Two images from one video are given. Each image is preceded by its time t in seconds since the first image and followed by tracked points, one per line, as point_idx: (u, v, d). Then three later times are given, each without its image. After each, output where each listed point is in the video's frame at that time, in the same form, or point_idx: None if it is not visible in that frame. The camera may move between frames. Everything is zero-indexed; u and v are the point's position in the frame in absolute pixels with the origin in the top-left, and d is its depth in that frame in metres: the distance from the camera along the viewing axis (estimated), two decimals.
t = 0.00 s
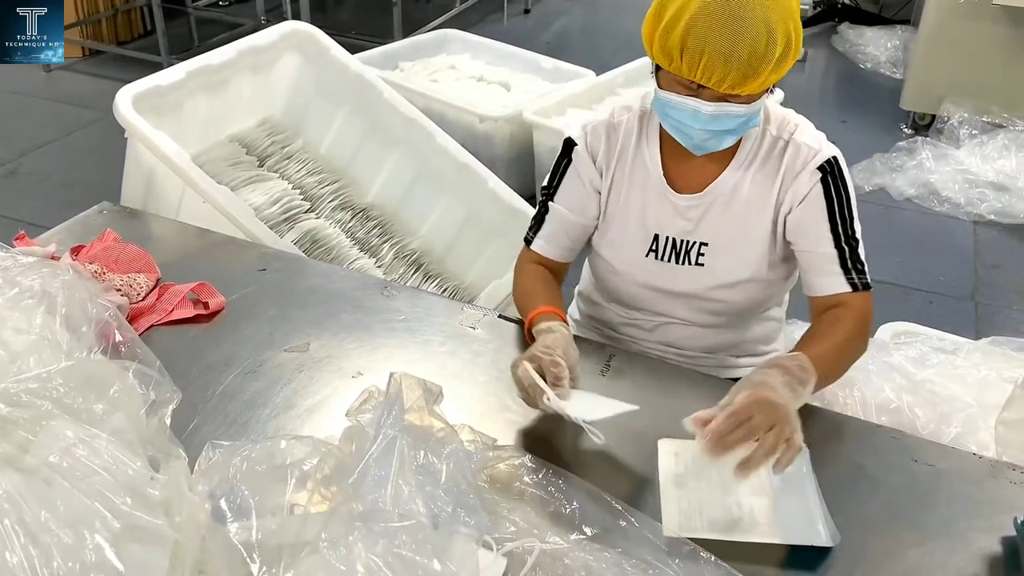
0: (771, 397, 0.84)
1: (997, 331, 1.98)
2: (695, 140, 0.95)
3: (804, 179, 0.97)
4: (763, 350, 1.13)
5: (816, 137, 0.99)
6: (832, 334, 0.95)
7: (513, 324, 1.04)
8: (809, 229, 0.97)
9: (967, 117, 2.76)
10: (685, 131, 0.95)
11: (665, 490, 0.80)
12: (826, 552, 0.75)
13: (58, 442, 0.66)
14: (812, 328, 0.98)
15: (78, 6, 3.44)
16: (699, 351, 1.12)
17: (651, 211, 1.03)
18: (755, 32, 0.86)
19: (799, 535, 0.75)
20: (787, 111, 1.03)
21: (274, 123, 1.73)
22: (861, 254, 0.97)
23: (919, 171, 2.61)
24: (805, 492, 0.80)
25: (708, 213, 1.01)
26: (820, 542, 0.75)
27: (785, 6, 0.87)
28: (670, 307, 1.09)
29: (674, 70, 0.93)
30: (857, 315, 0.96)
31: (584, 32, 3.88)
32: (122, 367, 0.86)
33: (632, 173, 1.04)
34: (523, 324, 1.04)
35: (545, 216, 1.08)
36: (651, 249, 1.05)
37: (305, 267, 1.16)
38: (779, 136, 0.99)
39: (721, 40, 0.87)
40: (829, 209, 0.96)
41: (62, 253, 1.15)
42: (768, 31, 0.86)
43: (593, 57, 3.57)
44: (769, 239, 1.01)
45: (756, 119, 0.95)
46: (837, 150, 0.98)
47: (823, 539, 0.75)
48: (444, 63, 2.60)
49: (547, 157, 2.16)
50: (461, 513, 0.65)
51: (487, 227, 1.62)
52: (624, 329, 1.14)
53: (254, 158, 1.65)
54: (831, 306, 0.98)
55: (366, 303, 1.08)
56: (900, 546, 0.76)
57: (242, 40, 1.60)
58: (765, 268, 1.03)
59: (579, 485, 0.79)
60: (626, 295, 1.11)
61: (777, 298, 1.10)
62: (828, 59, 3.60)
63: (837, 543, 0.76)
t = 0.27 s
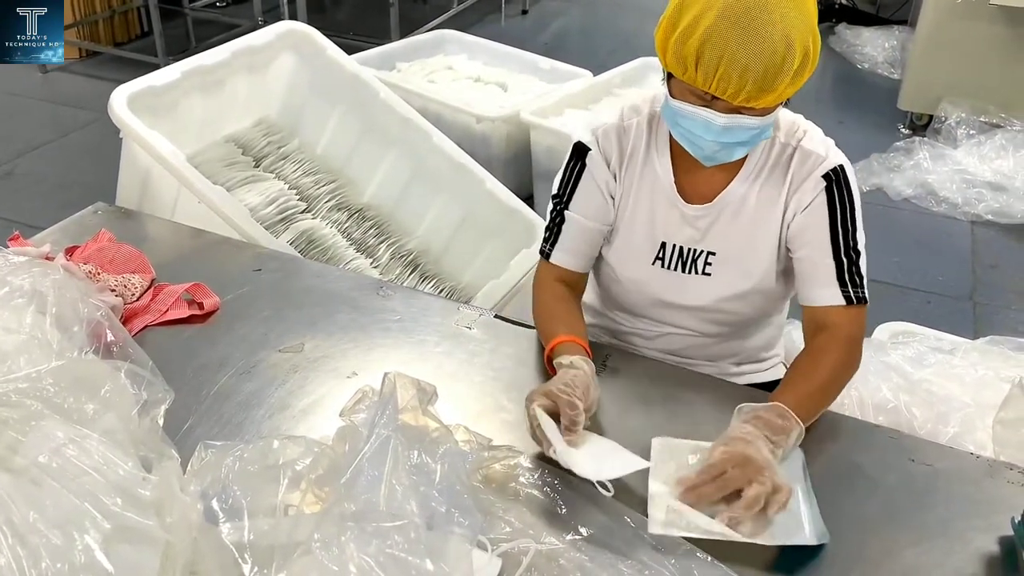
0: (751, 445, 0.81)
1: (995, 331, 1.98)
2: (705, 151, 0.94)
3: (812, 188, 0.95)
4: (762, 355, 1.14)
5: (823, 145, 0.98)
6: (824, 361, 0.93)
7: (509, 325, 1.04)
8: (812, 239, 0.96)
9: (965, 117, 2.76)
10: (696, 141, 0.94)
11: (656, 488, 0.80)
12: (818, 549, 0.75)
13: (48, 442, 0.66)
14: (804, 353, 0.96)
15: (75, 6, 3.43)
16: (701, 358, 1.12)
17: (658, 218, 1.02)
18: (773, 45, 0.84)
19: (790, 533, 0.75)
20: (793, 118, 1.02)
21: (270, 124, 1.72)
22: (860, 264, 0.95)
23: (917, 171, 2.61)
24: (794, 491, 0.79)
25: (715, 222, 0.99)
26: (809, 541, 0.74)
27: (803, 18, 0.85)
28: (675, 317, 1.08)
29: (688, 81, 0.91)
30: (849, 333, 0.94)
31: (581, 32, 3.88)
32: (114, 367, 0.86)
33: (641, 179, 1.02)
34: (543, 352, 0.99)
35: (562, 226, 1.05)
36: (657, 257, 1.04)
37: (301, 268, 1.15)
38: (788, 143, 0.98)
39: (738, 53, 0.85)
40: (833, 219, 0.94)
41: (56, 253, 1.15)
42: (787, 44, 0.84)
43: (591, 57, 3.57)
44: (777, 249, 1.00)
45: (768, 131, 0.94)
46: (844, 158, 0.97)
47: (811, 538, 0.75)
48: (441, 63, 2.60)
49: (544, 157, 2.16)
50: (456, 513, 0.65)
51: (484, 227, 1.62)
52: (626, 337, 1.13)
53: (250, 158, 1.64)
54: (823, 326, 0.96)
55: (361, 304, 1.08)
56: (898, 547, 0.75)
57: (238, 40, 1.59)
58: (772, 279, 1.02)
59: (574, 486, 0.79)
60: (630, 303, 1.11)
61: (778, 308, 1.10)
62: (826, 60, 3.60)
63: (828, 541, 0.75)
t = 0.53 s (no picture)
0: (745, 424, 0.83)
1: (993, 328, 1.98)
2: (704, 153, 0.94)
3: (812, 194, 0.95)
4: (761, 354, 1.13)
5: (826, 150, 0.98)
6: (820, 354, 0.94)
7: (505, 323, 1.04)
8: (812, 245, 0.96)
9: (963, 115, 2.76)
10: (695, 142, 0.94)
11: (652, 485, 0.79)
12: (814, 543, 0.75)
13: (39, 440, 0.65)
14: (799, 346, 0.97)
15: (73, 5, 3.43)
16: (697, 356, 1.12)
17: (657, 216, 1.02)
18: (773, 48, 0.84)
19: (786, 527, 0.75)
20: (797, 121, 1.01)
21: (267, 123, 1.72)
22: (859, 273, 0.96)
23: (915, 169, 2.60)
24: (788, 485, 0.79)
25: (714, 222, 0.99)
26: (805, 534, 0.75)
27: (804, 20, 0.84)
28: (672, 315, 1.08)
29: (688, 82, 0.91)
30: (846, 336, 0.95)
31: (579, 31, 3.87)
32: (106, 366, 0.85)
33: (640, 175, 1.02)
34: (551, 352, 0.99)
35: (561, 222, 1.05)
36: (656, 255, 1.03)
37: (297, 266, 1.15)
38: (789, 145, 0.98)
39: (738, 57, 0.84)
40: (834, 228, 0.95)
41: (51, 252, 1.15)
42: (787, 47, 0.84)
43: (589, 56, 3.57)
44: (775, 251, 1.00)
45: (768, 132, 0.94)
46: (848, 166, 0.97)
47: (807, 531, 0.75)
48: (439, 62, 2.60)
49: (542, 155, 2.16)
50: (450, 512, 0.64)
51: (481, 226, 1.61)
52: (622, 334, 1.13)
53: (246, 157, 1.64)
54: (820, 325, 0.97)
55: (357, 302, 1.07)
56: (895, 545, 0.75)
57: (233, 38, 1.59)
58: (771, 280, 1.02)
59: (570, 485, 0.79)
60: (627, 301, 1.10)
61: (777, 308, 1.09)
62: (823, 58, 3.60)
63: (823, 534, 0.76)
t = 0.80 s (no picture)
0: (707, 416, 0.84)
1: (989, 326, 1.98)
2: (692, 143, 0.93)
3: (801, 182, 0.95)
4: (753, 347, 1.13)
5: (815, 140, 0.97)
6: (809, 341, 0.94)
7: (498, 320, 1.03)
8: (800, 234, 0.96)
9: (959, 113, 2.76)
10: (683, 134, 0.94)
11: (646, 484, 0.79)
12: (809, 538, 0.75)
13: (26, 438, 0.65)
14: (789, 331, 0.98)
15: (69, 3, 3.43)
16: (688, 349, 1.11)
17: (647, 204, 1.02)
18: (762, 40, 0.83)
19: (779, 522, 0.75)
20: (787, 111, 1.01)
21: (261, 120, 1.71)
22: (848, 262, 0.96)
23: (911, 167, 2.60)
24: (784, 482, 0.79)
25: (703, 209, 0.99)
26: (799, 528, 0.75)
27: (794, 14, 0.84)
28: (663, 305, 1.08)
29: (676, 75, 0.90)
30: (835, 324, 0.95)
31: (576, 29, 3.87)
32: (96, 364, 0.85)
33: (631, 163, 1.02)
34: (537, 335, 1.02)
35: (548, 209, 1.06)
36: (645, 243, 1.03)
37: (290, 264, 1.14)
38: (778, 135, 0.98)
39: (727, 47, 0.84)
40: (821, 217, 0.94)
41: (43, 249, 1.14)
42: (776, 40, 0.84)
43: (586, 54, 3.57)
44: (764, 240, 0.99)
45: (756, 124, 0.93)
46: (836, 156, 0.96)
47: (801, 524, 0.75)
48: (435, 59, 2.59)
49: (538, 153, 2.15)
50: (441, 510, 0.64)
51: (478, 224, 1.61)
52: (614, 326, 1.13)
53: (240, 155, 1.63)
54: (809, 313, 0.97)
55: (351, 300, 1.07)
56: (890, 543, 0.75)
57: (227, 35, 1.58)
58: (761, 269, 1.02)
59: (564, 483, 0.78)
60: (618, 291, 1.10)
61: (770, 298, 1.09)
62: (820, 56, 3.59)
63: (818, 530, 0.75)
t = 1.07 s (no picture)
0: (699, 407, 0.83)
1: (984, 323, 1.98)
2: (686, 133, 0.93)
3: (794, 171, 0.94)
4: (747, 341, 1.12)
5: (806, 129, 0.97)
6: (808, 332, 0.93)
7: (491, 317, 1.03)
8: (796, 225, 0.95)
9: (954, 110, 2.75)
10: (677, 124, 0.93)
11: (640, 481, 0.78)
12: (804, 536, 0.74)
13: (8, 436, 0.63)
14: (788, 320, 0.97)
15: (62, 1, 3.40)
16: (682, 344, 1.11)
17: (641, 198, 1.01)
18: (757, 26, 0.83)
19: (773, 521, 0.75)
20: (776, 102, 1.01)
21: (254, 117, 1.72)
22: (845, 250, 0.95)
23: (907, 164, 2.60)
24: (778, 480, 0.79)
25: (696, 203, 0.99)
26: (793, 528, 0.74)
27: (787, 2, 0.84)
28: (657, 299, 1.08)
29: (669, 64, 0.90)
30: (833, 313, 0.94)
31: (572, 27, 3.86)
32: (84, 363, 0.84)
33: (624, 158, 1.02)
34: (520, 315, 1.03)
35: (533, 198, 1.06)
36: (639, 237, 1.03)
37: (282, 262, 1.14)
38: (770, 126, 0.97)
39: (723, 35, 0.83)
40: (815, 207, 0.94)
41: (34, 247, 1.13)
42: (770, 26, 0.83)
43: (581, 52, 3.56)
44: (758, 232, 0.99)
45: (750, 113, 0.93)
46: (828, 144, 0.96)
47: (795, 524, 0.74)
48: (430, 57, 2.58)
49: (533, 151, 2.15)
50: (431, 509, 0.63)
51: (473, 223, 1.60)
52: (609, 322, 1.13)
53: (233, 153, 1.63)
54: (807, 303, 0.96)
55: (343, 298, 1.06)
56: (883, 541, 0.74)
57: (220, 31, 1.57)
58: (755, 261, 1.01)
59: (556, 480, 0.77)
60: (612, 287, 1.10)
61: (763, 292, 1.09)
62: (816, 54, 3.59)
63: (812, 529, 0.75)
